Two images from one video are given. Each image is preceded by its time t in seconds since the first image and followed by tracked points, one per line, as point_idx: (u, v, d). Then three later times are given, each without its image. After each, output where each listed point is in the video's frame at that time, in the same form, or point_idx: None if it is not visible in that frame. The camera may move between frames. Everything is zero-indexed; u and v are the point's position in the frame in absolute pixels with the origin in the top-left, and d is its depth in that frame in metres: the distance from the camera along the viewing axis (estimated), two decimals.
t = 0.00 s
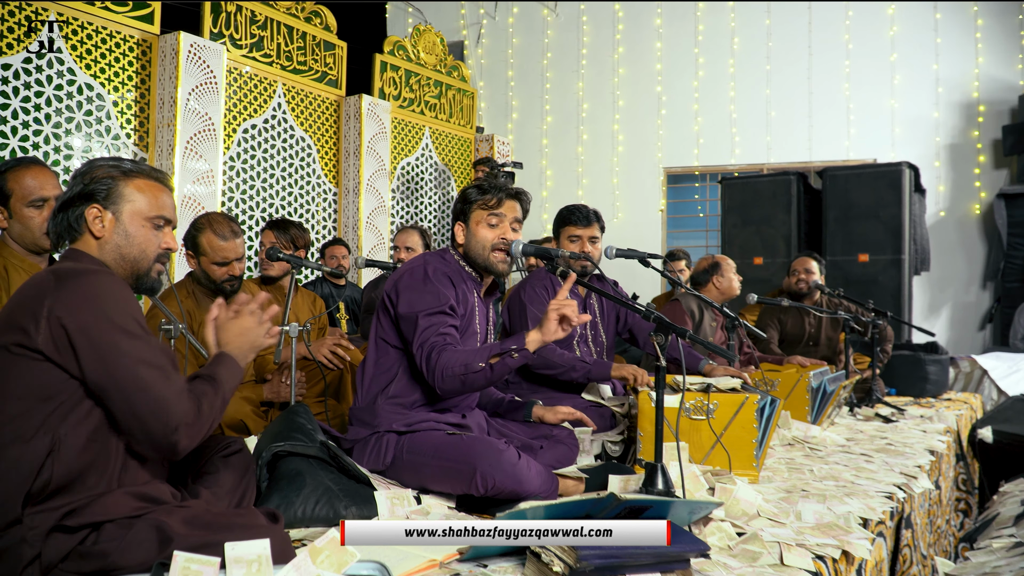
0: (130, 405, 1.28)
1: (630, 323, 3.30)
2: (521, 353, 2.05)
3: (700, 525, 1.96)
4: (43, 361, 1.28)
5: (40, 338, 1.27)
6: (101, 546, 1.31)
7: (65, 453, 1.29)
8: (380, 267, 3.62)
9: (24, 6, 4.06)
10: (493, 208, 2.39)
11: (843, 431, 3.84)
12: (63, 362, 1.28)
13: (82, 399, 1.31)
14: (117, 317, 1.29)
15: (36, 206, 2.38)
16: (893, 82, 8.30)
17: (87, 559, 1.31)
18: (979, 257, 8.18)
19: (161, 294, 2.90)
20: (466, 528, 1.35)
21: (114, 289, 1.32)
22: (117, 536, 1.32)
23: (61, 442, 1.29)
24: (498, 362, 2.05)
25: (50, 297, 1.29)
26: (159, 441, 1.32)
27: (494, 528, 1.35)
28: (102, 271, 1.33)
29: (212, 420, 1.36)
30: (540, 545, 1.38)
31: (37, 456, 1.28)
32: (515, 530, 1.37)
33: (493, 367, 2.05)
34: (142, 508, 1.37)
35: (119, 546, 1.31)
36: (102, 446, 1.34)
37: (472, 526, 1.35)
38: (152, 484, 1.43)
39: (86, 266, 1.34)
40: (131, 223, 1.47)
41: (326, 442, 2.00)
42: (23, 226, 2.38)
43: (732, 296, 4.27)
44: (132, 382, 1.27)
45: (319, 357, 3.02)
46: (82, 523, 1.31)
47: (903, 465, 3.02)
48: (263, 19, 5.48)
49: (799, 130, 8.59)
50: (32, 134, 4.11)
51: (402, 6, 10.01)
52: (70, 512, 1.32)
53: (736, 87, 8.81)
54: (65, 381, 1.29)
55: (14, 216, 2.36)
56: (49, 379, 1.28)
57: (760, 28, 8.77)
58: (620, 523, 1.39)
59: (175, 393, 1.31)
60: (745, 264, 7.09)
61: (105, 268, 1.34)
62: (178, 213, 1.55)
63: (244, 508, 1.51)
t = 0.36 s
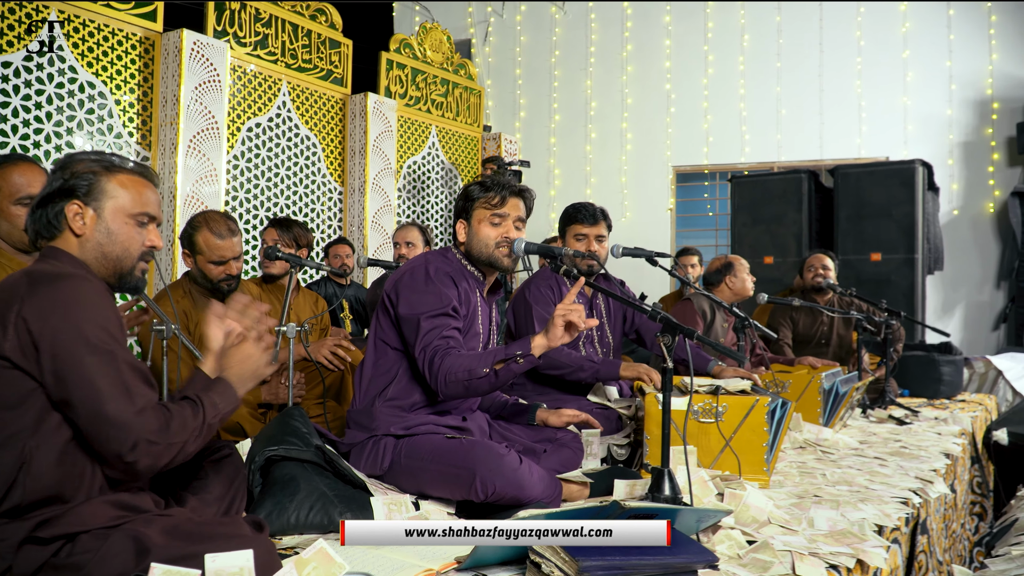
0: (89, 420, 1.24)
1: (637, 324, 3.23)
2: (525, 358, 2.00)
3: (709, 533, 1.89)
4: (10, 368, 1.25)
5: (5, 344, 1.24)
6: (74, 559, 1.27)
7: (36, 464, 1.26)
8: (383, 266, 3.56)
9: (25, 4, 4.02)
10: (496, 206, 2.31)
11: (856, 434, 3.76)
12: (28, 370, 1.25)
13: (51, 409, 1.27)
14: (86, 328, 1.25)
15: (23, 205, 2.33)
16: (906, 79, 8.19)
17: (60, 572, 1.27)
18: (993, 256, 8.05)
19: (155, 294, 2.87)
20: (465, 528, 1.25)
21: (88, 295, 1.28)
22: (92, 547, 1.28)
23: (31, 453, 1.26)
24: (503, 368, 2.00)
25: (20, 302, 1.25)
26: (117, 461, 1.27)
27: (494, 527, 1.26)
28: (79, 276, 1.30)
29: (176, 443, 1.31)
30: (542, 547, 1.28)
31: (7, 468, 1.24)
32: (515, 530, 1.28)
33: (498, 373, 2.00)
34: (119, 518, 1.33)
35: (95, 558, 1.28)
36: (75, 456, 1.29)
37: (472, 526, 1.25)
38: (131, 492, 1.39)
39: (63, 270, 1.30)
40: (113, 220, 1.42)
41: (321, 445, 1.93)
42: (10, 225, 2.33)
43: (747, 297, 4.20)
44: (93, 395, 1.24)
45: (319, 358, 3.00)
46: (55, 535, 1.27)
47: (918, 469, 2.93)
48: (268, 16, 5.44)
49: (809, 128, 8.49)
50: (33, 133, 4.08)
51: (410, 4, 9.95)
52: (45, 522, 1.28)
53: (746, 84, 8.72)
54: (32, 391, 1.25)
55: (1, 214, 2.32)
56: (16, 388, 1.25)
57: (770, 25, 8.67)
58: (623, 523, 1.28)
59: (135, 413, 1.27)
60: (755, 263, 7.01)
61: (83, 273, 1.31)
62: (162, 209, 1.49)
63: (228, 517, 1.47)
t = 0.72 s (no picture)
0: (99, 404, 1.22)
1: (649, 318, 3.17)
2: (539, 353, 1.94)
3: (725, 530, 1.84)
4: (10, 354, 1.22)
5: (5, 331, 1.20)
6: (75, 552, 1.23)
7: (37, 453, 1.23)
8: (390, 260, 3.52)
9: None
10: (504, 196, 2.27)
11: (872, 431, 3.69)
12: (31, 357, 1.22)
13: (54, 397, 1.24)
14: (88, 310, 1.22)
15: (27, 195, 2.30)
16: (918, 74, 8.10)
17: (60, 566, 1.24)
18: (1008, 252, 7.95)
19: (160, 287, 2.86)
20: (466, 528, 1.12)
21: (88, 277, 1.24)
22: (93, 541, 1.24)
23: (33, 442, 1.23)
24: (516, 362, 1.94)
25: (18, 286, 1.22)
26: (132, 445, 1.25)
27: (495, 527, 1.13)
28: (76, 259, 1.26)
29: (188, 425, 1.30)
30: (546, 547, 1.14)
31: (8, 457, 1.21)
32: (516, 530, 1.14)
33: (511, 368, 1.94)
34: (121, 510, 1.29)
35: (96, 551, 1.24)
36: (77, 445, 1.26)
37: (472, 525, 1.12)
38: (136, 484, 1.35)
39: (60, 253, 1.26)
40: (115, 205, 1.38)
41: (328, 440, 1.90)
42: (14, 215, 2.29)
43: (756, 292, 4.13)
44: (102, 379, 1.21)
45: (327, 353, 2.94)
46: (56, 527, 1.24)
47: (938, 466, 2.86)
48: (275, 11, 5.42)
49: (821, 123, 8.40)
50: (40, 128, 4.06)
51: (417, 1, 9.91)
52: (46, 514, 1.25)
53: (756, 79, 8.64)
54: (36, 377, 1.23)
55: (5, 205, 2.28)
56: (18, 375, 1.22)
57: (781, 20, 8.58)
58: (625, 523, 1.14)
59: (148, 396, 1.25)
60: (766, 259, 6.93)
61: (82, 256, 1.27)
62: (165, 194, 1.45)
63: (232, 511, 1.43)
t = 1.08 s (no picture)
0: (94, 420, 1.20)
1: (671, 321, 3.12)
2: (563, 357, 1.92)
3: (751, 541, 1.80)
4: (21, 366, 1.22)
5: (15, 343, 1.21)
6: (92, 562, 1.23)
7: (50, 466, 1.22)
8: (410, 263, 3.50)
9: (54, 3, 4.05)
10: (524, 200, 2.23)
11: (900, 436, 3.61)
12: (38, 370, 1.21)
13: (61, 411, 1.23)
14: (96, 326, 1.21)
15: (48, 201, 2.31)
16: (944, 71, 7.96)
17: None
18: None
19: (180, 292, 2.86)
20: (465, 528, 1.24)
21: (98, 291, 1.24)
22: (109, 551, 1.24)
23: (44, 454, 1.22)
24: (539, 367, 1.92)
25: (31, 298, 1.22)
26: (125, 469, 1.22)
27: (494, 528, 1.23)
28: (91, 272, 1.26)
29: (188, 454, 1.25)
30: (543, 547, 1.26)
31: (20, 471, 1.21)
32: (515, 530, 1.26)
33: (534, 372, 1.92)
34: (138, 520, 1.28)
35: (113, 562, 1.23)
36: (91, 454, 1.25)
37: (471, 526, 1.24)
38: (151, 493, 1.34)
39: (77, 265, 1.26)
40: (135, 215, 1.37)
41: (348, 446, 1.86)
42: (35, 222, 2.31)
43: (778, 294, 4.07)
44: (99, 397, 1.19)
45: (346, 357, 2.93)
46: (72, 538, 1.23)
47: (969, 473, 2.79)
48: (295, 14, 5.43)
49: (844, 122, 8.28)
50: (63, 132, 4.10)
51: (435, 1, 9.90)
52: (61, 525, 1.24)
53: (778, 78, 8.54)
54: (44, 390, 1.22)
55: (27, 212, 2.30)
56: (28, 387, 1.21)
57: (803, 17, 8.47)
58: (624, 524, 1.27)
59: (144, 419, 1.22)
60: (789, 260, 6.85)
61: (97, 269, 1.27)
62: (184, 203, 1.44)
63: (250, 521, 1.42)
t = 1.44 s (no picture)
0: (137, 419, 1.22)
1: (695, 323, 3.09)
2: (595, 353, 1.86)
3: (777, 548, 1.77)
4: (44, 369, 1.22)
5: (40, 347, 1.21)
6: (112, 569, 1.23)
7: (72, 470, 1.22)
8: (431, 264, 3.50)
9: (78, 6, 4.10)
10: (544, 201, 2.22)
11: (929, 440, 3.55)
12: (66, 372, 1.22)
13: (89, 411, 1.24)
14: (126, 324, 1.22)
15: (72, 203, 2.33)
16: (973, 68, 7.82)
17: None
18: None
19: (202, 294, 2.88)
20: (465, 528, 1.15)
21: (124, 290, 1.25)
22: (129, 557, 1.24)
23: (66, 458, 1.22)
24: (570, 362, 1.86)
25: (52, 299, 1.22)
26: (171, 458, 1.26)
27: (493, 528, 1.13)
28: (112, 270, 1.26)
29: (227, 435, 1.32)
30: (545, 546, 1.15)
31: (43, 475, 1.21)
32: (516, 530, 1.14)
33: (565, 367, 1.86)
34: (158, 525, 1.30)
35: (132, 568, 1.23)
36: (113, 460, 1.26)
37: (472, 525, 1.14)
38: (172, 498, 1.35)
39: (96, 264, 1.27)
40: (157, 216, 1.37)
41: (368, 450, 1.86)
42: (58, 224, 2.32)
43: (802, 296, 4.02)
44: (138, 393, 1.21)
45: (368, 360, 2.93)
46: (91, 545, 1.23)
47: (1000, 479, 2.73)
48: (317, 16, 5.46)
49: (871, 121, 8.16)
50: (88, 134, 4.16)
51: (458, 2, 9.90)
52: (80, 531, 1.24)
53: (803, 76, 8.44)
54: (71, 393, 1.23)
55: (50, 214, 2.31)
56: (54, 390, 1.22)
57: (829, 15, 8.37)
58: (624, 523, 1.15)
59: (188, 409, 1.26)
60: (815, 261, 6.76)
61: (115, 267, 1.27)
62: (204, 205, 1.45)
63: (270, 527, 1.42)
